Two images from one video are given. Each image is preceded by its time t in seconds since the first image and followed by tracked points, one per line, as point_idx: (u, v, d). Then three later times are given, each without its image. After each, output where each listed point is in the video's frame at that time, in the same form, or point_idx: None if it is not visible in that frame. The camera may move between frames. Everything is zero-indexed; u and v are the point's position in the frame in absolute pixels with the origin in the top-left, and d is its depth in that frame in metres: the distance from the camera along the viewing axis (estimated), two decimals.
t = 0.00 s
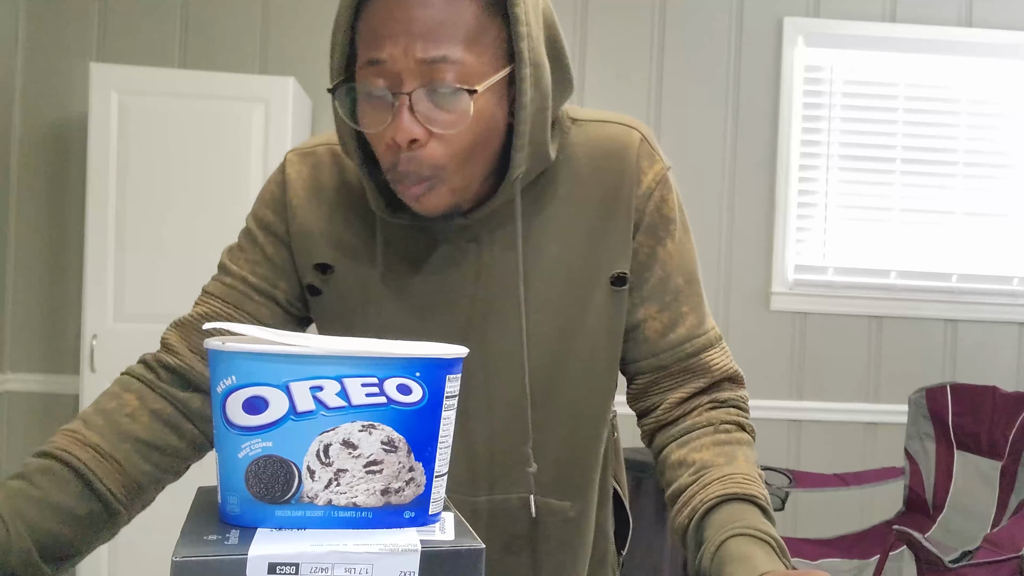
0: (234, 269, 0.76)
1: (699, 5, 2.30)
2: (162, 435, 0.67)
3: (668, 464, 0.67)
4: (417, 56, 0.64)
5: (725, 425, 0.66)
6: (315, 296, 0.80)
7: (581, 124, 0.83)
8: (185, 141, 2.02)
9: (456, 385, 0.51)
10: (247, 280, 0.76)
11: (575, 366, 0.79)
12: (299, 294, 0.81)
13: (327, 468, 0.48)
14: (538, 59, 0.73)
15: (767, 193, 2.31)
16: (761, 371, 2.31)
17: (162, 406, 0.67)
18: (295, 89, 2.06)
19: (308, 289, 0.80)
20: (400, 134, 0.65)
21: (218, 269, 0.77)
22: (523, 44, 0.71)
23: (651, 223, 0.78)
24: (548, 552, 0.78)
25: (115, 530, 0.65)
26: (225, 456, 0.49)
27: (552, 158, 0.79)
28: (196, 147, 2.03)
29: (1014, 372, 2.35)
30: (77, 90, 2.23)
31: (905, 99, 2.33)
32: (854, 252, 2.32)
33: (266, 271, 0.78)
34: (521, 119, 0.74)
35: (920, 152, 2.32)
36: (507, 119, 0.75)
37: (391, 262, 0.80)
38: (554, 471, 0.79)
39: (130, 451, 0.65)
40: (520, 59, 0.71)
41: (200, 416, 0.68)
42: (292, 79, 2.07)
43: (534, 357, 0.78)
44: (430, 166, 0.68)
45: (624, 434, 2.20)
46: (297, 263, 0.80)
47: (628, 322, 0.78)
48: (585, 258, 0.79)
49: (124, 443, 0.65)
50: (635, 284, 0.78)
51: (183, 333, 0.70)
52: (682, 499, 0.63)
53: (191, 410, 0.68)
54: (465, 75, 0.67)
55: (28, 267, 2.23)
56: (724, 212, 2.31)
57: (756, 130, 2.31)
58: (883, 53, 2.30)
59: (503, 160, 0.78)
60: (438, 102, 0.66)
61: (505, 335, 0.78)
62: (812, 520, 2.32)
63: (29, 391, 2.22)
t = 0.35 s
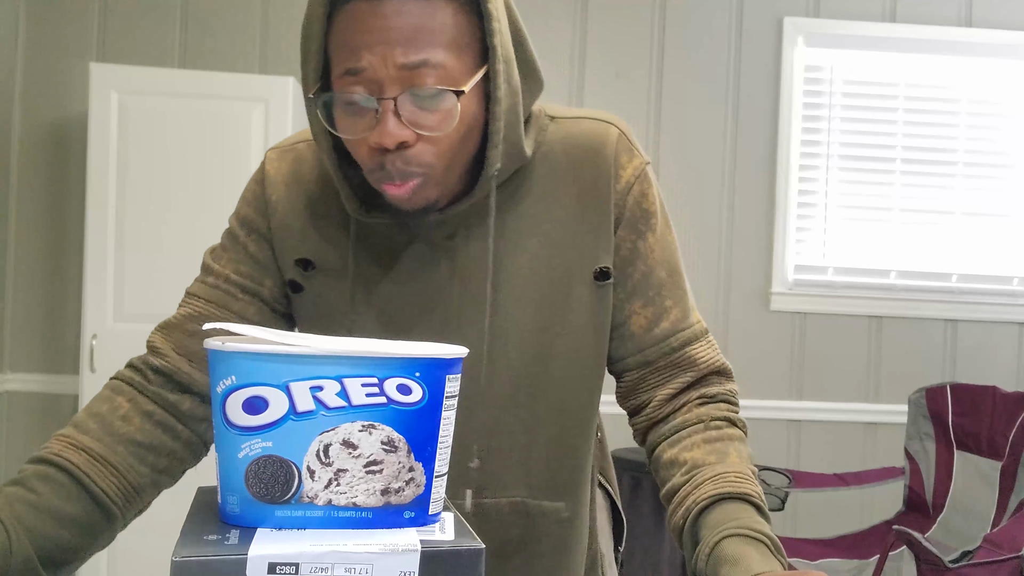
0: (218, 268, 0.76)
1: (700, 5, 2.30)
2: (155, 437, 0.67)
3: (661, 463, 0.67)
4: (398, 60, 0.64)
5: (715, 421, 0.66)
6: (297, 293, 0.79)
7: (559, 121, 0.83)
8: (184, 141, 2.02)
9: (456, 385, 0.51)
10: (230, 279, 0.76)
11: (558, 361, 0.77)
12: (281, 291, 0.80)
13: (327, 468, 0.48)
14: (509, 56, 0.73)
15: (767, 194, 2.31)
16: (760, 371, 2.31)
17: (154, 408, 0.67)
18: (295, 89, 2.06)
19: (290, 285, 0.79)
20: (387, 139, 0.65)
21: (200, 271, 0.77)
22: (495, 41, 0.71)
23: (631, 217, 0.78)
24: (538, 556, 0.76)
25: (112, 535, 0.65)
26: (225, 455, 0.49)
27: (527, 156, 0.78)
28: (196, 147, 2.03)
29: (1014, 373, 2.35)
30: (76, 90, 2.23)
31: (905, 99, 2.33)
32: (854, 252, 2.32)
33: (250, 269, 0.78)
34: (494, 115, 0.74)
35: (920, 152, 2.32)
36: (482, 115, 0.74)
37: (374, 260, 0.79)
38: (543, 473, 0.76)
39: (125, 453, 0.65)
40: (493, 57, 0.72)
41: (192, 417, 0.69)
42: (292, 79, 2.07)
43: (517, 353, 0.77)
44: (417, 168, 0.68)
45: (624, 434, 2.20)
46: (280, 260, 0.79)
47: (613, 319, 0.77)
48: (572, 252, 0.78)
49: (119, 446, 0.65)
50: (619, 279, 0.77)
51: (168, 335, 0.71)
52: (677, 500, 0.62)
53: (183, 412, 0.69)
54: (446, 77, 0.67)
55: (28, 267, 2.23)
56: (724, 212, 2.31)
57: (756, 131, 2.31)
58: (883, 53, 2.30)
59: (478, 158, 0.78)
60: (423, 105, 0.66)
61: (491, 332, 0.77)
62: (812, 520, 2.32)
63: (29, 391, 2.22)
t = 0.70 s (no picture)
0: (210, 269, 0.76)
1: (701, 5, 2.30)
2: (151, 438, 0.67)
3: (660, 460, 0.66)
4: (363, 61, 0.64)
5: (713, 417, 0.65)
6: (285, 291, 0.79)
7: (544, 117, 0.83)
8: (184, 140, 2.02)
9: (456, 385, 0.51)
10: (223, 280, 0.76)
11: (549, 359, 0.76)
12: (271, 291, 0.79)
13: (327, 468, 0.48)
14: (482, 55, 0.74)
15: (767, 194, 2.31)
16: (760, 371, 2.31)
17: (150, 409, 0.67)
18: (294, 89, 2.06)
19: (279, 283, 0.79)
20: (354, 139, 0.65)
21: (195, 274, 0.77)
22: (464, 41, 0.71)
23: (619, 211, 0.77)
24: (533, 557, 0.76)
25: (111, 537, 0.65)
26: (225, 456, 0.49)
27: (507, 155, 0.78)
28: (195, 146, 2.03)
29: (1015, 373, 2.35)
30: (76, 90, 2.23)
31: (905, 99, 2.33)
32: (854, 252, 2.32)
33: (241, 269, 0.78)
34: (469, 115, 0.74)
35: (920, 153, 2.32)
36: (456, 116, 0.75)
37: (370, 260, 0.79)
38: (535, 470, 0.76)
39: (123, 455, 0.65)
40: (463, 56, 0.72)
41: (189, 418, 0.69)
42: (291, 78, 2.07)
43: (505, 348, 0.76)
44: (387, 168, 0.68)
45: (624, 434, 2.19)
46: (268, 258, 0.79)
47: (601, 313, 0.77)
48: (566, 248, 0.77)
49: (117, 447, 0.65)
50: (606, 272, 0.77)
51: (164, 338, 0.71)
52: (675, 499, 0.62)
53: (178, 413, 0.68)
54: (414, 77, 0.67)
55: (28, 268, 2.23)
56: (724, 212, 2.31)
57: (756, 131, 2.31)
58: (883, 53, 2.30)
59: (456, 158, 0.78)
60: (390, 105, 0.65)
61: (478, 336, 0.77)
62: (812, 520, 2.32)
63: (29, 391, 2.22)
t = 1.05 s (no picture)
0: (210, 270, 0.76)
1: (701, 4, 2.30)
2: (151, 438, 0.67)
3: (660, 461, 0.67)
4: (355, 72, 0.64)
5: (712, 416, 0.65)
6: (284, 291, 0.79)
7: (541, 117, 0.83)
8: (184, 140, 2.02)
9: (456, 385, 0.51)
10: (222, 280, 0.76)
11: (546, 360, 0.76)
12: (270, 291, 0.79)
13: (327, 468, 0.48)
14: (476, 60, 0.74)
15: (767, 194, 2.31)
16: (760, 372, 2.31)
17: (150, 409, 0.67)
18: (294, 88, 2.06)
19: (277, 283, 0.79)
20: (350, 149, 0.65)
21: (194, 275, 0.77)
22: (457, 46, 0.71)
23: (615, 210, 0.77)
24: (532, 558, 0.76)
25: (112, 537, 0.65)
26: (225, 455, 0.49)
27: (502, 156, 0.78)
28: (195, 146, 2.03)
29: (1015, 373, 2.35)
30: (77, 90, 2.23)
31: (905, 99, 2.33)
32: (854, 252, 2.32)
33: (240, 270, 0.78)
34: (463, 119, 0.74)
35: (920, 153, 2.32)
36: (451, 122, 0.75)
37: (369, 261, 0.79)
38: (532, 470, 0.76)
39: (123, 455, 0.65)
40: (456, 62, 0.72)
41: (188, 418, 0.69)
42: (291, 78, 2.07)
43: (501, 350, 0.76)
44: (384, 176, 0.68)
45: (624, 434, 2.19)
46: (267, 258, 0.79)
47: (598, 313, 0.76)
48: (564, 248, 0.77)
49: (117, 447, 0.65)
50: (602, 272, 0.77)
51: (163, 339, 0.71)
52: (675, 499, 0.63)
53: (178, 413, 0.68)
54: (405, 85, 0.67)
55: (29, 268, 2.24)
56: (724, 212, 2.31)
57: (755, 131, 2.31)
58: (883, 53, 2.30)
59: (451, 161, 0.78)
60: (384, 114, 0.65)
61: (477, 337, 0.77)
62: (812, 520, 2.32)
63: (29, 391, 2.23)
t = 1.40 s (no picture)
0: (210, 269, 0.76)
1: (701, 4, 2.29)
2: (151, 437, 0.67)
3: (659, 461, 0.67)
4: (356, 73, 0.64)
5: (710, 415, 0.65)
6: (284, 291, 0.79)
7: (540, 117, 0.83)
8: (184, 140, 2.02)
9: (456, 385, 0.51)
10: (222, 280, 0.76)
11: (545, 360, 0.76)
12: (269, 290, 0.79)
13: (327, 468, 0.48)
14: (476, 60, 0.74)
15: (767, 194, 2.31)
16: (760, 372, 2.31)
17: (150, 409, 0.67)
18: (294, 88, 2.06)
19: (277, 283, 0.79)
20: (350, 149, 0.65)
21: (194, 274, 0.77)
22: (457, 46, 0.71)
23: (614, 210, 0.77)
24: (530, 558, 0.76)
25: (112, 537, 0.65)
26: (225, 455, 0.49)
27: (502, 155, 0.78)
28: (195, 146, 2.03)
29: (1015, 373, 2.35)
30: (77, 89, 2.23)
31: (905, 99, 2.33)
32: (854, 252, 2.32)
33: (239, 269, 0.77)
34: (463, 119, 0.73)
35: (920, 153, 2.32)
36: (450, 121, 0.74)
37: (369, 261, 0.79)
38: (531, 470, 0.76)
39: (123, 454, 0.65)
40: (457, 62, 0.72)
41: (188, 418, 0.69)
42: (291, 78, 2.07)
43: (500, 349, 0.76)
44: (384, 176, 0.68)
45: (624, 434, 2.19)
46: (267, 258, 0.79)
47: (596, 313, 0.76)
48: (565, 248, 0.77)
49: (116, 447, 0.65)
50: (602, 271, 0.77)
51: (163, 339, 0.71)
52: (674, 499, 0.63)
53: (178, 412, 0.68)
54: (408, 87, 0.67)
55: (29, 267, 2.24)
56: (724, 211, 2.31)
57: (755, 131, 2.31)
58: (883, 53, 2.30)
59: (450, 160, 0.78)
60: (384, 114, 0.65)
61: (476, 337, 0.77)
62: (812, 520, 2.32)
63: (29, 391, 2.23)
